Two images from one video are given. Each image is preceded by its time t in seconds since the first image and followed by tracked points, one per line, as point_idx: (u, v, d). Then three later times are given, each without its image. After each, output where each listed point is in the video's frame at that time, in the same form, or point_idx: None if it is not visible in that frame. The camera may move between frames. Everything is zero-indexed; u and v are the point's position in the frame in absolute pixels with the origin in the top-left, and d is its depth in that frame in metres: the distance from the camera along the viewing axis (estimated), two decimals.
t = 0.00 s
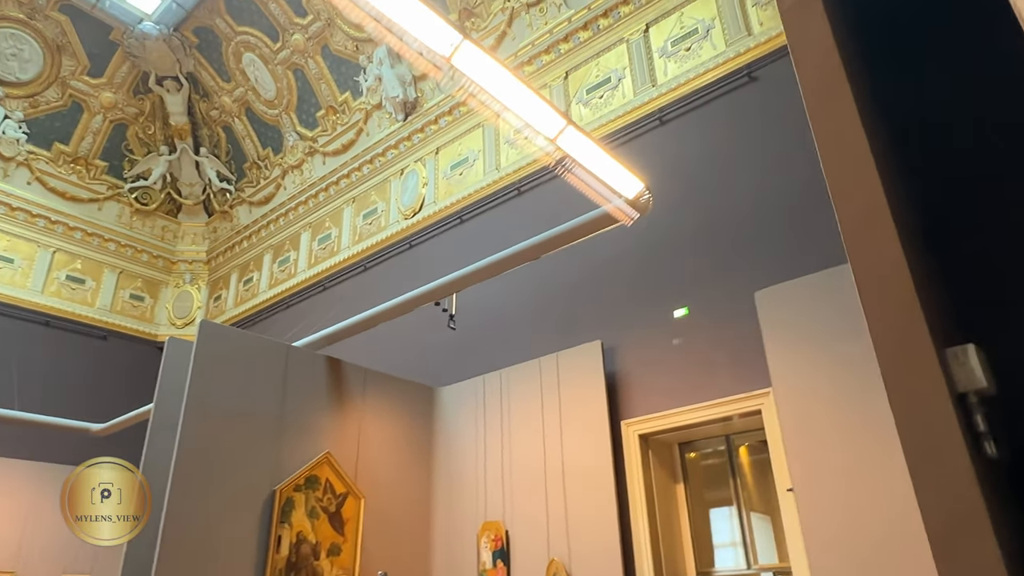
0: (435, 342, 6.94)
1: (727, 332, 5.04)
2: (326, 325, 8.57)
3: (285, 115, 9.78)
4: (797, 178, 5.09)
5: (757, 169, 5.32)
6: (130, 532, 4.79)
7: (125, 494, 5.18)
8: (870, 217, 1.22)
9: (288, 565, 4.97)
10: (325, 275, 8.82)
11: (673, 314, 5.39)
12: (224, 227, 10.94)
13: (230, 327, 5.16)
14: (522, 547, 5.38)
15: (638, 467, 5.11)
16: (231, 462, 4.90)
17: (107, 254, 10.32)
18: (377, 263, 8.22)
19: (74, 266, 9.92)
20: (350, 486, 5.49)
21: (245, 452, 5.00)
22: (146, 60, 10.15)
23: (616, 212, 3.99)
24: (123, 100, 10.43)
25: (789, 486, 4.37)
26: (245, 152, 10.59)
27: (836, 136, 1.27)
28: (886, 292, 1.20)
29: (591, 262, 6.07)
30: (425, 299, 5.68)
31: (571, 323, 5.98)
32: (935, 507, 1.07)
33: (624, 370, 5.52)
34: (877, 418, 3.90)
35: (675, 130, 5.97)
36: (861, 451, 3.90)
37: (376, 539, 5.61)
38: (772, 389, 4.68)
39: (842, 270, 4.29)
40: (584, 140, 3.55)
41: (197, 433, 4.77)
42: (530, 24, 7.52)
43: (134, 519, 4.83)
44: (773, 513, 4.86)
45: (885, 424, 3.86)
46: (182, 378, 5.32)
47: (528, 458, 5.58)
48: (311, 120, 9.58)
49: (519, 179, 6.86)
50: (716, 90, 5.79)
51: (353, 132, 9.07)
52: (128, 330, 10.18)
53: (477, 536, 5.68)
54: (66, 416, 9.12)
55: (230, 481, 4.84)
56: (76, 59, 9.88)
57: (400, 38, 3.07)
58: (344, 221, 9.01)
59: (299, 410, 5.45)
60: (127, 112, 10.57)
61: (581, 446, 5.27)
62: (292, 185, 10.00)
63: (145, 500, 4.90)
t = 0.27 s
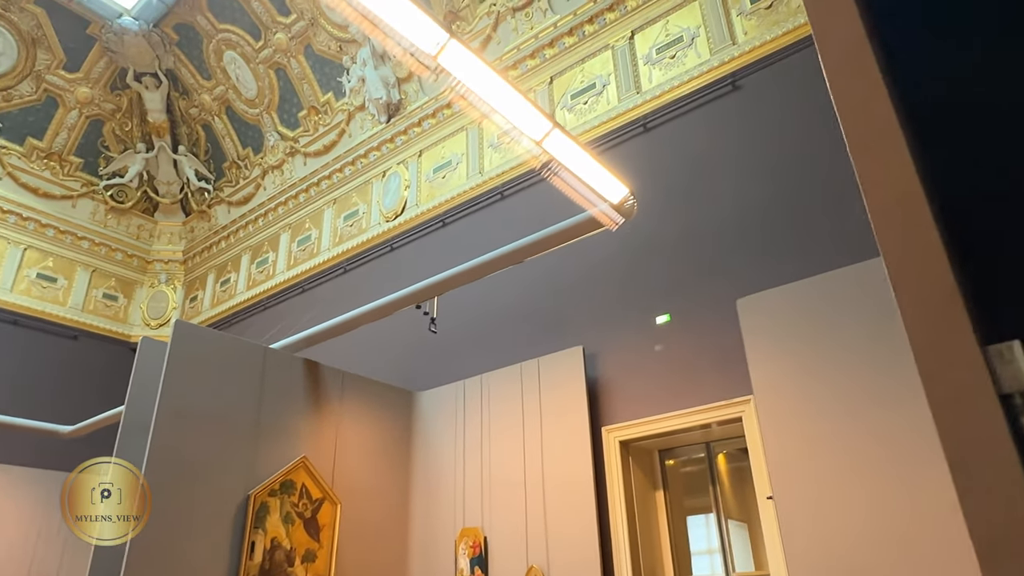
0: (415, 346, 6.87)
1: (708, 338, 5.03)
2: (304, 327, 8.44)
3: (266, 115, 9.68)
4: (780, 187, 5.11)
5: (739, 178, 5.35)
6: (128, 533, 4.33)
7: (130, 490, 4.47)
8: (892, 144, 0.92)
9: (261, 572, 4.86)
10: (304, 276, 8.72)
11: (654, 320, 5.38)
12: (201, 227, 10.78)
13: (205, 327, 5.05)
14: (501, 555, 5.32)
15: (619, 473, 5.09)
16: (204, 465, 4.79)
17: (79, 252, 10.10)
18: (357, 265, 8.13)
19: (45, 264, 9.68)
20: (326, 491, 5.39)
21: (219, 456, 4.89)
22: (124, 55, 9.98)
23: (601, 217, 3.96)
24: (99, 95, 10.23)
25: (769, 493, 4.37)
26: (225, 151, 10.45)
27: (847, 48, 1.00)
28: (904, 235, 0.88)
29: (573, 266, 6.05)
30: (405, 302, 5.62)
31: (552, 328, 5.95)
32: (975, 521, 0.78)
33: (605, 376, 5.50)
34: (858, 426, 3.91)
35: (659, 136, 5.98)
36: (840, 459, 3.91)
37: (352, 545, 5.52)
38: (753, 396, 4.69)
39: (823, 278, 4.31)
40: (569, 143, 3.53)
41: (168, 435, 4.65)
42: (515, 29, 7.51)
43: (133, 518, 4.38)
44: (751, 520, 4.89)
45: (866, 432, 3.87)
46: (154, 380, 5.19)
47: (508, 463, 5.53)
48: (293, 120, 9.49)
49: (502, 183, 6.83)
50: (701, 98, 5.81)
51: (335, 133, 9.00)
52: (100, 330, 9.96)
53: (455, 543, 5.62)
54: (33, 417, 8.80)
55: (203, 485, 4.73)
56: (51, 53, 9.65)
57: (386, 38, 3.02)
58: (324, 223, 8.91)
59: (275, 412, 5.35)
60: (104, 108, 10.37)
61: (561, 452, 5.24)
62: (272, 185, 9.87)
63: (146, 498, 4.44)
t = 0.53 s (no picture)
0: (405, 341, 6.84)
1: (700, 335, 5.03)
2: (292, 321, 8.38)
3: (256, 107, 9.59)
4: (772, 184, 5.11)
5: (731, 175, 5.35)
6: (128, 533, 4.30)
7: (131, 491, 4.40)
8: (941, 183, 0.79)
9: (249, 567, 4.82)
10: (293, 270, 8.65)
11: (646, 316, 5.37)
12: (189, 220, 10.68)
13: (193, 320, 5.01)
14: (490, 550, 5.31)
15: (609, 469, 5.09)
16: (191, 460, 4.74)
17: (64, 244, 9.97)
18: (347, 260, 8.08)
19: (30, 256, 9.54)
20: (314, 487, 5.35)
21: (206, 450, 4.84)
22: (111, 45, 9.84)
23: (595, 212, 3.95)
24: (86, 85, 10.09)
25: (759, 490, 4.38)
26: (213, 144, 10.36)
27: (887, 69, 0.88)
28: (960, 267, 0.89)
29: (565, 262, 6.03)
30: (395, 297, 5.58)
31: (543, 324, 5.93)
32: None
33: (596, 372, 5.49)
34: (847, 423, 3.92)
35: (651, 133, 5.97)
36: (830, 456, 3.92)
37: (340, 541, 5.48)
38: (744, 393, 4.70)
39: (815, 276, 4.32)
40: (564, 137, 3.50)
41: (153, 430, 4.59)
42: (508, 23, 7.47)
43: (134, 518, 4.35)
44: (738, 516, 4.90)
45: (855, 430, 3.88)
46: (139, 374, 5.12)
47: (498, 459, 5.51)
48: (282, 113, 9.40)
49: (494, 178, 6.80)
50: (694, 94, 5.81)
51: (325, 127, 8.93)
52: (86, 323, 9.84)
53: (444, 539, 5.60)
54: (16, 411, 8.69)
55: (190, 479, 4.68)
56: (37, 41, 9.50)
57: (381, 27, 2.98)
58: (314, 216, 8.84)
59: (263, 407, 5.30)
60: (90, 99, 10.22)
61: (551, 448, 5.23)
62: (261, 178, 9.79)
63: (147, 499, 4.44)
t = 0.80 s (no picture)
0: (389, 335, 6.80)
1: (684, 333, 5.05)
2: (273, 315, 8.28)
3: (238, 97, 9.46)
4: (758, 184, 5.14)
5: (716, 174, 5.37)
6: (129, 534, 4.32)
7: (131, 491, 4.40)
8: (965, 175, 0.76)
9: (228, 563, 4.76)
10: (274, 264, 8.55)
11: (630, 314, 5.38)
12: (169, 211, 10.52)
13: (173, 313, 4.93)
14: (472, 546, 5.29)
15: (592, 465, 5.09)
16: (169, 454, 4.66)
17: (39, 233, 9.74)
18: (330, 253, 8.00)
19: (3, 245, 9.32)
20: (295, 482, 5.30)
21: (185, 445, 4.77)
22: (90, 31, 9.64)
23: (583, 208, 3.95)
24: (63, 71, 9.87)
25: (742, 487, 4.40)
26: (194, 134, 10.22)
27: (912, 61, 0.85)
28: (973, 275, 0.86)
29: (550, 259, 6.02)
30: (379, 291, 5.54)
31: (527, 320, 5.92)
32: None
33: (580, 369, 5.49)
34: (830, 423, 3.96)
35: (638, 131, 5.97)
36: (813, 454, 3.96)
37: (321, 536, 5.44)
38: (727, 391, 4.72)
39: (800, 276, 4.35)
40: (553, 132, 3.49)
41: (131, 423, 4.51)
42: (496, 18, 7.43)
43: (133, 519, 4.36)
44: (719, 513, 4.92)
45: (837, 428, 3.92)
46: (116, 366, 5.03)
47: (481, 456, 5.49)
48: (265, 104, 9.29)
49: (480, 173, 6.76)
50: (681, 93, 5.82)
51: (309, 119, 8.83)
52: (61, 314, 9.65)
53: (426, 535, 5.57)
54: None
55: (168, 473, 4.60)
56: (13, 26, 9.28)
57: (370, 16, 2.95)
58: (297, 209, 8.75)
59: (244, 401, 5.23)
60: (67, 85, 10.00)
61: (535, 444, 5.22)
62: (243, 169, 9.67)
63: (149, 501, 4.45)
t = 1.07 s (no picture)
0: (367, 329, 6.75)
1: (663, 331, 5.09)
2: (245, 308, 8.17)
3: (214, 85, 9.30)
4: (738, 183, 5.19)
5: (697, 174, 5.41)
6: (129, 533, 4.37)
7: (131, 491, 4.42)
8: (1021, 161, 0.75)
9: (200, 558, 4.68)
10: (249, 255, 8.43)
11: (610, 311, 5.39)
12: (141, 199, 10.31)
13: (147, 303, 4.84)
14: (448, 542, 5.28)
15: (569, 460, 5.11)
16: (142, 447, 4.57)
17: (5, 220, 9.47)
18: (307, 246, 7.91)
19: None
20: (269, 476, 5.24)
21: (158, 437, 4.69)
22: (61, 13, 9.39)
23: (566, 204, 3.96)
24: (33, 54, 9.60)
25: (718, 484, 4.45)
26: (168, 122, 10.06)
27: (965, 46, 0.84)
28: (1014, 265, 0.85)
29: (530, 255, 6.01)
30: (359, 284, 5.49)
31: (507, 315, 5.92)
32: None
33: (559, 365, 5.49)
34: (805, 420, 4.02)
35: (621, 129, 5.99)
36: (789, 451, 4.00)
37: (295, 531, 5.39)
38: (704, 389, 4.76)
39: (779, 276, 4.40)
40: (539, 128, 3.49)
41: (103, 414, 4.42)
42: (479, 12, 7.38)
43: (133, 519, 4.41)
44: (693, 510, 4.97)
45: (814, 426, 3.99)
46: (87, 356, 4.91)
47: (458, 451, 5.48)
48: (242, 92, 9.15)
49: (461, 167, 6.73)
50: (663, 92, 5.85)
51: (287, 108, 8.71)
52: (27, 303, 9.39)
53: (401, 530, 5.54)
54: None
55: (140, 466, 4.52)
56: None
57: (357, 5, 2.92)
58: (274, 200, 8.63)
59: (219, 393, 5.16)
60: (37, 68, 9.74)
61: (512, 439, 5.22)
62: (218, 159, 9.51)
63: (147, 499, 4.52)
